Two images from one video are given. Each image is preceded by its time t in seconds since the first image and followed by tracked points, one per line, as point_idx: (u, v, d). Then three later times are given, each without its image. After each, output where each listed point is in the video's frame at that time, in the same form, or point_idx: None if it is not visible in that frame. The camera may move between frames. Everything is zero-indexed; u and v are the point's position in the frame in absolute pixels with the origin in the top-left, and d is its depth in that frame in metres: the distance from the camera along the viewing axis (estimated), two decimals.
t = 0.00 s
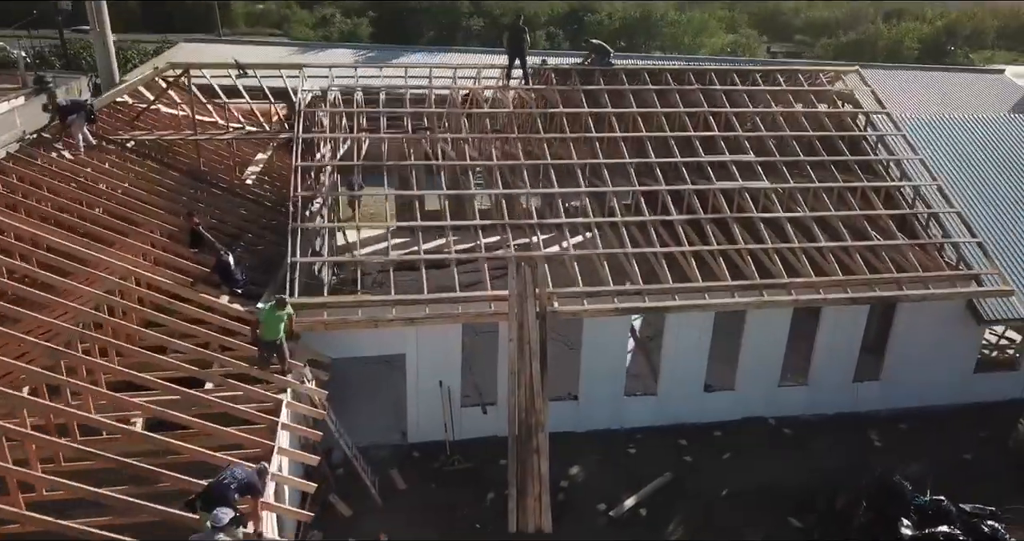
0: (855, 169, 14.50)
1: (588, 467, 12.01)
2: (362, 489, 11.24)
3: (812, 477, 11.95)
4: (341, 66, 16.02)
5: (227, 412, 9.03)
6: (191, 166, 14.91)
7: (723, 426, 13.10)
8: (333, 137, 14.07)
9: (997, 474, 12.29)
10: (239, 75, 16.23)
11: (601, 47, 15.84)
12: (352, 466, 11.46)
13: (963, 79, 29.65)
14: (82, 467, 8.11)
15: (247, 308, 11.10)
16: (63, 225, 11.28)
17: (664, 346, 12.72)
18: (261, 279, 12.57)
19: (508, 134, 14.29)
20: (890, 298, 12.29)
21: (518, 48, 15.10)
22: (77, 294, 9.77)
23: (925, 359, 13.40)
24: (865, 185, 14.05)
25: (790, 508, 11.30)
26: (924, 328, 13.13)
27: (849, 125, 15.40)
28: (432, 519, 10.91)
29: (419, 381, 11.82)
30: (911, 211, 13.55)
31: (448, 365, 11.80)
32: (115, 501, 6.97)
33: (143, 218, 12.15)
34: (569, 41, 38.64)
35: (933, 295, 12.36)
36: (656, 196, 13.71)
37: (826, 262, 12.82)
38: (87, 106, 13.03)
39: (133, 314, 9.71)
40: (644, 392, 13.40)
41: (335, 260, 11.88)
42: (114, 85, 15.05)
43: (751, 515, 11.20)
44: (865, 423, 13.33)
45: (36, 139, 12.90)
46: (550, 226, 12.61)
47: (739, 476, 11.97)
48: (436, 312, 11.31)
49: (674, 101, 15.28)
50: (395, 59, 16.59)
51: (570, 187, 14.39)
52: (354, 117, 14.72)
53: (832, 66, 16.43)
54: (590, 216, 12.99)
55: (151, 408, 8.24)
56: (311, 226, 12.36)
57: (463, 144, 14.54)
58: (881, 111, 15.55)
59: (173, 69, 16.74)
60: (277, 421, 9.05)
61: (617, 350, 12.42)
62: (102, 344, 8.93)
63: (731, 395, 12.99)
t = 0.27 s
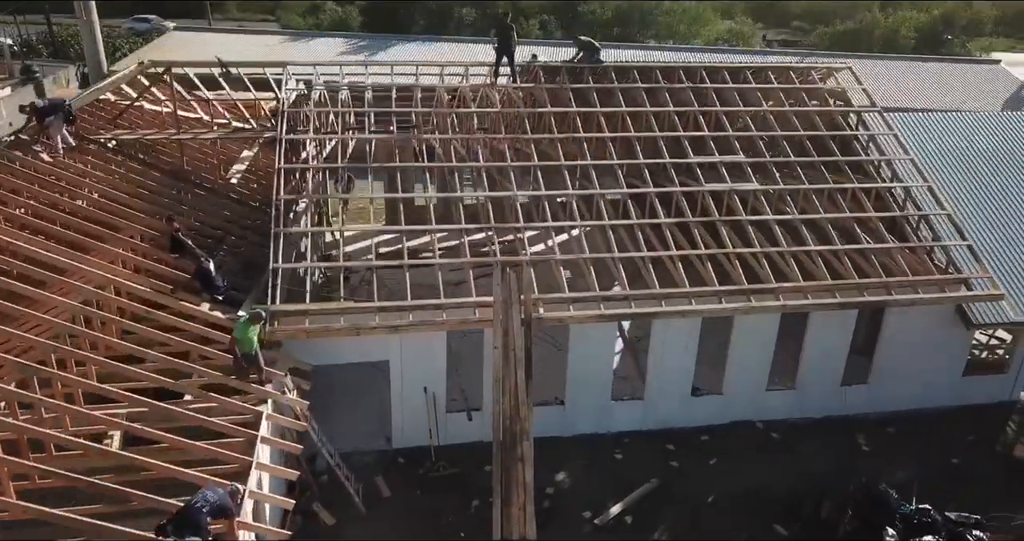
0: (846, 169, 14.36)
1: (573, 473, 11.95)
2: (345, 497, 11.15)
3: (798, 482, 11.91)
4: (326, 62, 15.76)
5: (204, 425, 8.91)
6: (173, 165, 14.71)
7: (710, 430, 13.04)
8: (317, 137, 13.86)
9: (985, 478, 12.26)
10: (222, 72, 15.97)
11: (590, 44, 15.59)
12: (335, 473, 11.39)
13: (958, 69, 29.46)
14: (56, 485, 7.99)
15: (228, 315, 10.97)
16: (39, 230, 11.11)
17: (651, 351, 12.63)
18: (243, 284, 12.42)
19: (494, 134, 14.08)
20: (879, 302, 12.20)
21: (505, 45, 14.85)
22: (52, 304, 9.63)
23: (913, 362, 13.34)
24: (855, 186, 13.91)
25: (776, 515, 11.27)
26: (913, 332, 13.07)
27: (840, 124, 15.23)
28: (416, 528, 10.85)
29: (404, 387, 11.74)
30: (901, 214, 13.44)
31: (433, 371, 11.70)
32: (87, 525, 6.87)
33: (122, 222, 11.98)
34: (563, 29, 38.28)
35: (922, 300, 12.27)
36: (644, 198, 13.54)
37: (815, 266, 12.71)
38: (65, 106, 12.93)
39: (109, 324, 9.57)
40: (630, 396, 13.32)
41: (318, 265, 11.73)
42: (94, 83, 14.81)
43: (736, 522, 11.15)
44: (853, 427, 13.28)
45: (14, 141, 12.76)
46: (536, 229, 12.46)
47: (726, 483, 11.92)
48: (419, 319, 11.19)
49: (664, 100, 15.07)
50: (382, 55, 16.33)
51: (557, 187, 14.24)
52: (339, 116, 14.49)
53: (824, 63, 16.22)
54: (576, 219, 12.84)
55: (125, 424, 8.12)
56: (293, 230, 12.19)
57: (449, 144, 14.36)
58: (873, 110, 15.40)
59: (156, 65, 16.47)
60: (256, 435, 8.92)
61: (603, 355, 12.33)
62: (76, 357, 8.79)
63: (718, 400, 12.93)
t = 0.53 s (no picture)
0: (836, 169, 14.23)
1: (559, 478, 11.91)
2: (329, 504, 11.09)
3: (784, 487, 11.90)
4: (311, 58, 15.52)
5: (183, 440, 8.84)
6: (156, 164, 14.51)
7: (698, 432, 13.00)
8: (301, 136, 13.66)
9: (971, 482, 12.27)
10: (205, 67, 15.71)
11: (579, 39, 15.35)
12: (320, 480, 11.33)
13: (953, 57, 29.21)
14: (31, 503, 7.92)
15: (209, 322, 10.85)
16: (16, 236, 10.95)
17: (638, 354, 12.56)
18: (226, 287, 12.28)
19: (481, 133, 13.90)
20: (867, 306, 12.12)
21: (492, 42, 14.61)
22: (28, 316, 9.53)
23: (901, 364, 13.30)
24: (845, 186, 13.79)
25: (761, 521, 11.29)
26: (901, 334, 13.00)
27: (831, 122, 15.07)
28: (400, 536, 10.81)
29: (389, 393, 11.65)
30: (892, 214, 13.33)
31: (418, 376, 11.62)
32: None
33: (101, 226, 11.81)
34: (556, 14, 37.84)
35: (910, 303, 12.20)
36: (632, 199, 13.40)
37: (804, 268, 12.62)
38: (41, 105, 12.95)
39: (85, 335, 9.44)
40: (618, 398, 13.27)
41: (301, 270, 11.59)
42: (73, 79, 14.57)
43: (722, 528, 11.15)
44: (841, 428, 13.25)
45: None
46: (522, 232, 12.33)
47: (713, 488, 11.91)
48: (404, 325, 11.09)
49: (653, 97, 14.87)
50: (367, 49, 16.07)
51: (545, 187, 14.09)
52: (323, 114, 14.28)
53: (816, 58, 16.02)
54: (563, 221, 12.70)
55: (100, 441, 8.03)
56: (276, 234, 12.04)
57: (435, 144, 14.17)
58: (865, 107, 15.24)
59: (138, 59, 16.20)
60: (236, 448, 8.84)
61: (590, 359, 12.25)
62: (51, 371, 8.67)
63: (706, 403, 12.88)
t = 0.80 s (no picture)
0: (829, 168, 14.11)
1: (549, 483, 11.88)
2: (317, 512, 11.03)
3: (774, 493, 11.88)
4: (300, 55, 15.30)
5: (166, 453, 8.76)
6: (143, 163, 14.34)
7: (688, 435, 12.98)
8: (289, 137, 13.50)
9: (960, 485, 12.26)
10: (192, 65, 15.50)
11: (571, 36, 15.14)
12: (308, 487, 11.29)
13: (950, 46, 28.97)
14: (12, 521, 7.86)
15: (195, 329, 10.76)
16: None
17: (628, 359, 12.50)
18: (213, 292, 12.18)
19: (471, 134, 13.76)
20: (858, 310, 12.06)
21: (482, 39, 14.41)
22: (9, 327, 9.42)
23: (893, 366, 13.26)
24: (837, 186, 13.69)
25: (750, 527, 11.28)
26: (893, 337, 12.97)
27: (825, 120, 14.95)
28: None
29: (377, 399, 11.58)
30: (884, 215, 13.24)
31: (406, 382, 11.55)
32: None
33: (86, 230, 11.68)
34: (552, 4, 37.51)
35: (901, 306, 12.13)
36: (623, 200, 13.29)
37: (796, 271, 12.53)
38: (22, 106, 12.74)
39: (67, 346, 9.36)
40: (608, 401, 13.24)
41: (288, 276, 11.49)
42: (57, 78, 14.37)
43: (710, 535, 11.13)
44: (832, 431, 13.24)
45: None
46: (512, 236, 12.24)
47: (702, 493, 11.90)
48: (391, 332, 11.00)
49: (645, 96, 14.69)
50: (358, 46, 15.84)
51: (536, 187, 13.96)
52: (311, 114, 14.10)
53: (811, 55, 15.86)
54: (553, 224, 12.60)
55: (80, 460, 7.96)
56: (263, 238, 11.92)
57: (425, 143, 14.01)
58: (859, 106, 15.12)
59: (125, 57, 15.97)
60: (219, 462, 8.76)
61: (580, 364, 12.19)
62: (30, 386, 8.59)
63: (696, 406, 12.85)
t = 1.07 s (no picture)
0: (821, 170, 13.96)
1: (536, 491, 11.83)
2: (303, 524, 10.97)
3: (763, 501, 11.85)
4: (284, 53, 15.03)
5: (146, 474, 8.65)
6: (125, 166, 14.12)
7: (677, 441, 12.92)
8: (273, 140, 13.28)
9: (949, 490, 12.25)
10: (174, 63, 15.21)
11: (560, 33, 14.88)
12: (295, 498, 11.22)
13: (946, 34, 28.69)
14: None
15: (177, 341, 10.61)
16: None
17: (617, 366, 12.40)
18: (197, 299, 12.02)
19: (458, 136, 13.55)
20: (848, 317, 11.96)
21: (470, 38, 14.15)
22: None
23: (884, 370, 13.19)
24: (829, 189, 13.54)
25: (738, 535, 11.26)
26: (883, 342, 12.89)
27: (818, 120, 14.77)
28: None
29: (363, 408, 11.48)
30: (876, 218, 13.12)
31: (392, 392, 11.44)
32: None
33: (65, 239, 11.49)
34: None
35: (892, 313, 12.03)
36: (612, 204, 13.13)
37: (786, 277, 12.41)
38: None
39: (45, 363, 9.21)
40: (597, 406, 13.17)
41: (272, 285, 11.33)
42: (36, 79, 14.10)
43: None
44: (821, 435, 13.20)
45: None
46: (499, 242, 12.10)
47: (691, 500, 11.86)
48: (376, 343, 10.87)
49: (636, 95, 14.47)
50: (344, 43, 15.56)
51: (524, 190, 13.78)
52: (296, 115, 13.87)
53: (804, 51, 15.63)
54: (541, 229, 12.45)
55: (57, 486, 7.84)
56: (247, 246, 11.75)
57: (412, 145, 13.80)
58: (852, 106, 14.98)
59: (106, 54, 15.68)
60: (201, 482, 8.66)
61: (568, 372, 12.09)
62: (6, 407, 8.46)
63: (685, 411, 12.78)
